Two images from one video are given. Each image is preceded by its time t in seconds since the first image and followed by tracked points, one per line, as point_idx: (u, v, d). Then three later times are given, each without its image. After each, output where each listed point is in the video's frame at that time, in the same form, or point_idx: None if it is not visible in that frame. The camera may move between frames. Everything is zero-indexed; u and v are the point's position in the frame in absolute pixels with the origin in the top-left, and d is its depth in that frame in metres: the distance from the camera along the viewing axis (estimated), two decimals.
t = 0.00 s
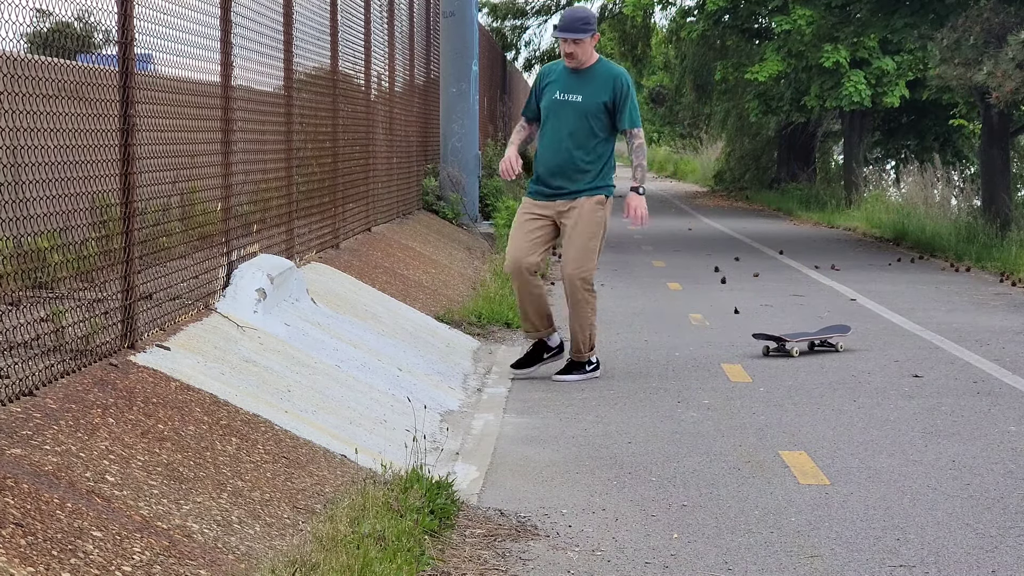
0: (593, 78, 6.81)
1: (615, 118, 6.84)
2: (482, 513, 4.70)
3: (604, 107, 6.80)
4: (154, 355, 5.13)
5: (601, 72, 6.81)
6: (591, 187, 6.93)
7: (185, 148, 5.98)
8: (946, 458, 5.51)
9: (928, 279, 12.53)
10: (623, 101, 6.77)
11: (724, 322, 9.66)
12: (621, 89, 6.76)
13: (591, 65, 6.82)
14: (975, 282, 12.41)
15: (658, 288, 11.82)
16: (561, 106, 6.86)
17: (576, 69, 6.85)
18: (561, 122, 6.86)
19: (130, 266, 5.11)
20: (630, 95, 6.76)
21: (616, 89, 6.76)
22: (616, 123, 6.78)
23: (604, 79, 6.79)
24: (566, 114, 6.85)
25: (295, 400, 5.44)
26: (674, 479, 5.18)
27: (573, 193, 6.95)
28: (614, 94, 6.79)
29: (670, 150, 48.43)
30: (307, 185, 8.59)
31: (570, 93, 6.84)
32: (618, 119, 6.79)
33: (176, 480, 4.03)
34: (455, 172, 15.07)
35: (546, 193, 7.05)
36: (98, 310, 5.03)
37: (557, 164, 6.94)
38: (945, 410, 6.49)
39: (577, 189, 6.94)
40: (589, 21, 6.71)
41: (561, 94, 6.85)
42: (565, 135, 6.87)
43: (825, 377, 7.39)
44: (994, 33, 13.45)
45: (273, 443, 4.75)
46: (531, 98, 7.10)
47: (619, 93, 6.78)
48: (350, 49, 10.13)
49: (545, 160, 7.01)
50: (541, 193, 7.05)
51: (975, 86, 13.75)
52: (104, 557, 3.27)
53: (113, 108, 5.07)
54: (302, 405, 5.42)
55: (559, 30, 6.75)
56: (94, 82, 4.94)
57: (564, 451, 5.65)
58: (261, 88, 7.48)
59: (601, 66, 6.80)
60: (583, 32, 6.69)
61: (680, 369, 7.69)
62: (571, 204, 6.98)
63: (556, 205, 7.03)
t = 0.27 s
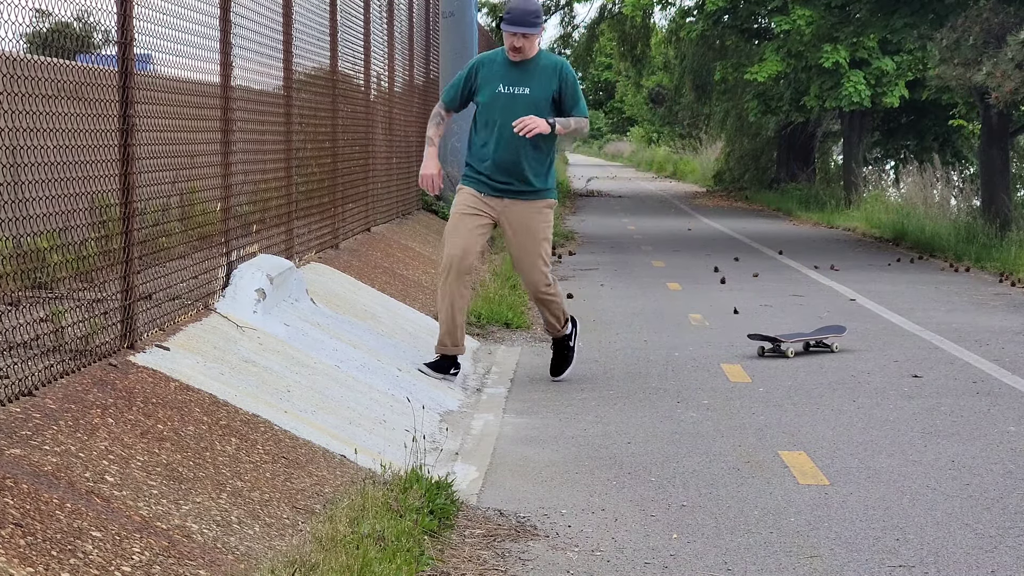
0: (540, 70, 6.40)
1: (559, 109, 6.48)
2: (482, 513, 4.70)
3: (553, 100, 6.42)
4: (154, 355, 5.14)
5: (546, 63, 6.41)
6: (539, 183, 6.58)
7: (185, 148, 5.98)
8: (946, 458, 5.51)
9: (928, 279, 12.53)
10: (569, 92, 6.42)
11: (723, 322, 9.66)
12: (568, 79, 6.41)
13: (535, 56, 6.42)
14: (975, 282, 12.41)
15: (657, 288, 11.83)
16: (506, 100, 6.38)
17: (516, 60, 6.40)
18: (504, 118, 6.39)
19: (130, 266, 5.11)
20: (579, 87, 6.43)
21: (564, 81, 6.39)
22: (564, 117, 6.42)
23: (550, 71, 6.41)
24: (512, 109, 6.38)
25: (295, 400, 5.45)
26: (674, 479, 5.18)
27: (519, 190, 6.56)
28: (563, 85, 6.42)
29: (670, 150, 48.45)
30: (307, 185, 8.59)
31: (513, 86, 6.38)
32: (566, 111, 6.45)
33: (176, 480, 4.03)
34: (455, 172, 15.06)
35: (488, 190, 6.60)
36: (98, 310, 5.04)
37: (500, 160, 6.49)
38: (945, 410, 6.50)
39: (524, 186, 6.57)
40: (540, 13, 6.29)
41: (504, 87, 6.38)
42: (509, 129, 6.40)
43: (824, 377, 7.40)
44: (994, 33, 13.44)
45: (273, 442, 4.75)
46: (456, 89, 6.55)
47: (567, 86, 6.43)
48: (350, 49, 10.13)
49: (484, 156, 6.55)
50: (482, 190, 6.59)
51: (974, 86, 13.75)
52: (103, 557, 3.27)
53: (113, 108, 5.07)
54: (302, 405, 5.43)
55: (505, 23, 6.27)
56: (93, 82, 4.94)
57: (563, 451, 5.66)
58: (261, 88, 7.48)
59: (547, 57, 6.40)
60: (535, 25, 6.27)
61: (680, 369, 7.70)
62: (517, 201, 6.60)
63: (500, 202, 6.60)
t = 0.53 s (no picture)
0: (530, 53, 6.38)
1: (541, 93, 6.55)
2: (482, 513, 4.70)
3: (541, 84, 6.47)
4: (154, 355, 5.14)
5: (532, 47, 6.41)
6: (533, 167, 6.52)
7: (185, 149, 5.98)
8: (946, 458, 5.51)
9: (928, 279, 12.53)
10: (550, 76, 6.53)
11: (723, 322, 9.66)
12: (549, 63, 6.51)
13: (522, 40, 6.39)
14: (974, 282, 12.41)
15: (657, 288, 11.83)
16: (504, 84, 6.30)
17: (506, 43, 6.33)
18: (503, 102, 6.31)
19: (130, 266, 5.11)
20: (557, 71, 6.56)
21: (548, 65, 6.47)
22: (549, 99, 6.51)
23: (536, 54, 6.42)
24: (512, 93, 6.31)
25: (295, 400, 5.45)
26: (674, 479, 5.18)
27: (519, 175, 6.47)
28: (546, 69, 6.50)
29: (670, 150, 48.46)
30: (307, 185, 8.59)
31: (509, 69, 6.31)
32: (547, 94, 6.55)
33: (176, 480, 4.03)
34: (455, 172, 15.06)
35: (485, 178, 6.46)
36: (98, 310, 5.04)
37: (498, 146, 6.38)
38: (945, 410, 6.50)
39: (519, 172, 6.47)
40: None
41: (501, 70, 6.29)
42: (509, 114, 6.33)
43: (824, 377, 7.39)
44: (994, 33, 13.43)
45: (273, 442, 4.75)
46: (443, 75, 6.31)
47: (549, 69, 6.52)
48: (350, 49, 10.13)
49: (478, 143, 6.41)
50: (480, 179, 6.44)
51: (974, 86, 13.74)
52: (104, 557, 3.27)
53: (113, 108, 5.07)
54: (302, 405, 5.43)
55: (503, 5, 6.17)
56: (93, 82, 4.94)
57: (563, 451, 5.66)
58: (261, 88, 7.48)
59: (533, 40, 6.40)
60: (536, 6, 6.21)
61: (680, 369, 7.70)
62: (514, 188, 6.50)
63: (497, 190, 6.47)
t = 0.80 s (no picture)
0: (550, 75, 6.19)
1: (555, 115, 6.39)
2: (482, 513, 4.70)
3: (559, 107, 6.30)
4: (154, 355, 5.14)
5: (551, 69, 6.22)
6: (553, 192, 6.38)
7: (184, 149, 5.98)
8: (946, 458, 5.51)
9: (928, 279, 12.53)
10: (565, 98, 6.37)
11: (723, 322, 9.66)
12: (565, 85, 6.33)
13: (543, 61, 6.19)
14: (974, 282, 12.41)
15: (657, 288, 11.83)
16: (529, 108, 6.09)
17: (532, 64, 6.10)
18: (529, 125, 6.10)
19: (129, 266, 5.12)
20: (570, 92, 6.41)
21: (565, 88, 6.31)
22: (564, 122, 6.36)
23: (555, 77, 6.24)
24: (536, 118, 6.12)
25: (295, 400, 5.45)
26: (674, 479, 5.18)
27: (540, 201, 6.29)
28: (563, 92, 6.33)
29: (669, 150, 48.47)
30: (307, 185, 8.60)
31: (534, 92, 6.10)
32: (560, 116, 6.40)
33: (176, 480, 4.03)
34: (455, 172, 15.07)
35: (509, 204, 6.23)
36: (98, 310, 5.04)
37: (526, 169, 6.17)
38: (945, 410, 6.50)
39: (543, 196, 6.32)
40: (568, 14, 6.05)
41: (529, 92, 6.08)
42: (532, 139, 6.13)
43: (824, 377, 7.40)
44: (994, 33, 13.42)
45: (273, 443, 4.75)
46: (469, 93, 5.99)
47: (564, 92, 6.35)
48: (349, 49, 10.13)
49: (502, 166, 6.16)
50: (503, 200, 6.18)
51: (974, 86, 13.74)
52: (103, 557, 3.27)
53: (113, 108, 5.07)
54: (302, 405, 5.43)
55: (542, 22, 5.93)
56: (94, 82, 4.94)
57: (563, 451, 5.66)
58: (261, 88, 7.48)
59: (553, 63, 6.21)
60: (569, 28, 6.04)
61: (680, 369, 7.70)
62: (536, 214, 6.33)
63: (521, 214, 6.25)
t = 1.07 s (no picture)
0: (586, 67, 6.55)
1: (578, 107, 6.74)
2: (482, 513, 4.70)
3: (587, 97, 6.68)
4: (153, 355, 5.14)
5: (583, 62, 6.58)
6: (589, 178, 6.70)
7: (184, 149, 5.98)
8: (946, 458, 5.51)
9: (928, 279, 12.54)
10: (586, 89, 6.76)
11: (723, 322, 9.67)
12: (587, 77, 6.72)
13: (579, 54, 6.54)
14: (974, 282, 12.42)
15: (657, 288, 11.83)
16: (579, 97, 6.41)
17: (576, 57, 6.42)
18: (580, 114, 6.44)
19: (129, 266, 5.12)
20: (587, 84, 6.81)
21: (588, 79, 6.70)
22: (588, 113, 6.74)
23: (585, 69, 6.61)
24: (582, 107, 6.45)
25: (295, 400, 5.45)
26: (673, 479, 5.18)
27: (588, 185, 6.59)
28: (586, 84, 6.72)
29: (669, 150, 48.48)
30: (307, 185, 8.60)
31: (581, 82, 6.43)
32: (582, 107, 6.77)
33: (175, 481, 4.03)
34: (455, 172, 15.08)
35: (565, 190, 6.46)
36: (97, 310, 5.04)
37: (575, 155, 6.43)
38: (944, 410, 6.50)
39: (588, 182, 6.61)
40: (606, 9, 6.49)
41: (580, 82, 6.41)
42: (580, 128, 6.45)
43: (824, 377, 7.40)
44: (994, 33, 13.42)
45: (273, 442, 4.76)
46: (529, 87, 6.20)
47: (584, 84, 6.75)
48: (349, 49, 10.14)
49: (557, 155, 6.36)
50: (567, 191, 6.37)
51: (974, 86, 13.75)
52: (104, 557, 3.27)
53: (113, 108, 5.07)
54: (301, 405, 5.43)
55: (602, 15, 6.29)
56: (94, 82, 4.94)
57: (563, 451, 5.66)
58: (261, 89, 7.48)
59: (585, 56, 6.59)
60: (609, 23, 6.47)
61: (680, 369, 7.70)
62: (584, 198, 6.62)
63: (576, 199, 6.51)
